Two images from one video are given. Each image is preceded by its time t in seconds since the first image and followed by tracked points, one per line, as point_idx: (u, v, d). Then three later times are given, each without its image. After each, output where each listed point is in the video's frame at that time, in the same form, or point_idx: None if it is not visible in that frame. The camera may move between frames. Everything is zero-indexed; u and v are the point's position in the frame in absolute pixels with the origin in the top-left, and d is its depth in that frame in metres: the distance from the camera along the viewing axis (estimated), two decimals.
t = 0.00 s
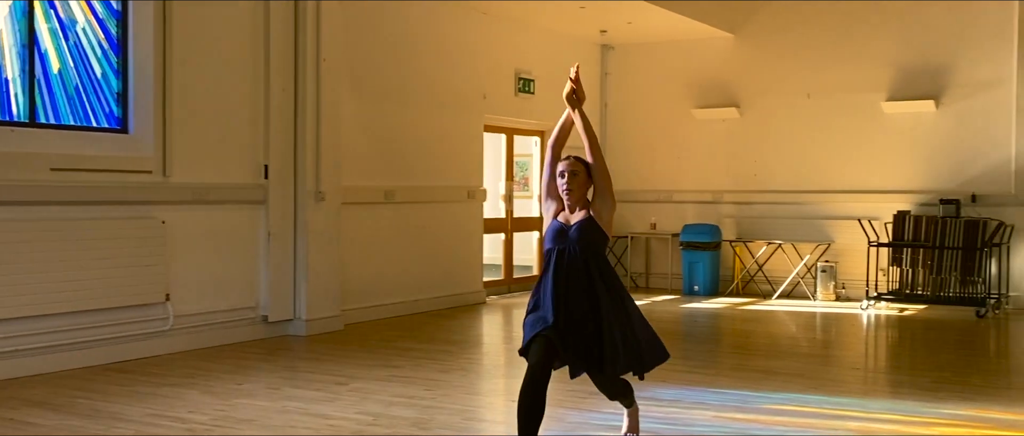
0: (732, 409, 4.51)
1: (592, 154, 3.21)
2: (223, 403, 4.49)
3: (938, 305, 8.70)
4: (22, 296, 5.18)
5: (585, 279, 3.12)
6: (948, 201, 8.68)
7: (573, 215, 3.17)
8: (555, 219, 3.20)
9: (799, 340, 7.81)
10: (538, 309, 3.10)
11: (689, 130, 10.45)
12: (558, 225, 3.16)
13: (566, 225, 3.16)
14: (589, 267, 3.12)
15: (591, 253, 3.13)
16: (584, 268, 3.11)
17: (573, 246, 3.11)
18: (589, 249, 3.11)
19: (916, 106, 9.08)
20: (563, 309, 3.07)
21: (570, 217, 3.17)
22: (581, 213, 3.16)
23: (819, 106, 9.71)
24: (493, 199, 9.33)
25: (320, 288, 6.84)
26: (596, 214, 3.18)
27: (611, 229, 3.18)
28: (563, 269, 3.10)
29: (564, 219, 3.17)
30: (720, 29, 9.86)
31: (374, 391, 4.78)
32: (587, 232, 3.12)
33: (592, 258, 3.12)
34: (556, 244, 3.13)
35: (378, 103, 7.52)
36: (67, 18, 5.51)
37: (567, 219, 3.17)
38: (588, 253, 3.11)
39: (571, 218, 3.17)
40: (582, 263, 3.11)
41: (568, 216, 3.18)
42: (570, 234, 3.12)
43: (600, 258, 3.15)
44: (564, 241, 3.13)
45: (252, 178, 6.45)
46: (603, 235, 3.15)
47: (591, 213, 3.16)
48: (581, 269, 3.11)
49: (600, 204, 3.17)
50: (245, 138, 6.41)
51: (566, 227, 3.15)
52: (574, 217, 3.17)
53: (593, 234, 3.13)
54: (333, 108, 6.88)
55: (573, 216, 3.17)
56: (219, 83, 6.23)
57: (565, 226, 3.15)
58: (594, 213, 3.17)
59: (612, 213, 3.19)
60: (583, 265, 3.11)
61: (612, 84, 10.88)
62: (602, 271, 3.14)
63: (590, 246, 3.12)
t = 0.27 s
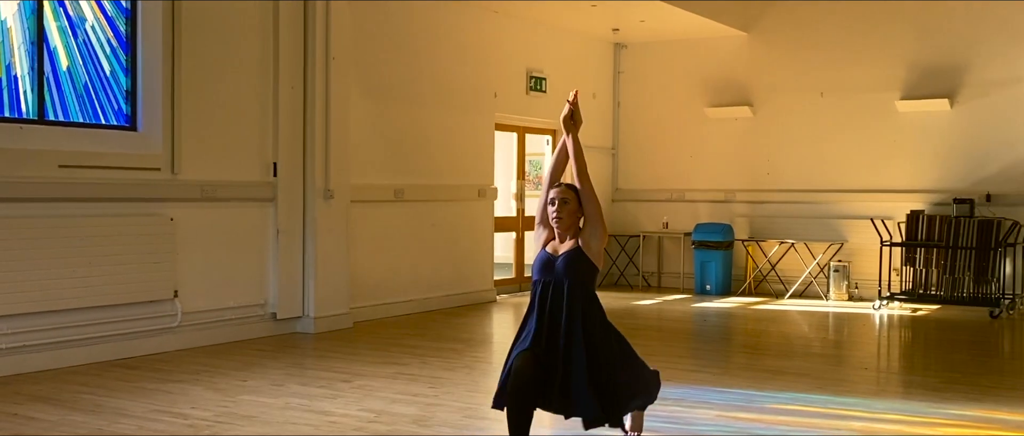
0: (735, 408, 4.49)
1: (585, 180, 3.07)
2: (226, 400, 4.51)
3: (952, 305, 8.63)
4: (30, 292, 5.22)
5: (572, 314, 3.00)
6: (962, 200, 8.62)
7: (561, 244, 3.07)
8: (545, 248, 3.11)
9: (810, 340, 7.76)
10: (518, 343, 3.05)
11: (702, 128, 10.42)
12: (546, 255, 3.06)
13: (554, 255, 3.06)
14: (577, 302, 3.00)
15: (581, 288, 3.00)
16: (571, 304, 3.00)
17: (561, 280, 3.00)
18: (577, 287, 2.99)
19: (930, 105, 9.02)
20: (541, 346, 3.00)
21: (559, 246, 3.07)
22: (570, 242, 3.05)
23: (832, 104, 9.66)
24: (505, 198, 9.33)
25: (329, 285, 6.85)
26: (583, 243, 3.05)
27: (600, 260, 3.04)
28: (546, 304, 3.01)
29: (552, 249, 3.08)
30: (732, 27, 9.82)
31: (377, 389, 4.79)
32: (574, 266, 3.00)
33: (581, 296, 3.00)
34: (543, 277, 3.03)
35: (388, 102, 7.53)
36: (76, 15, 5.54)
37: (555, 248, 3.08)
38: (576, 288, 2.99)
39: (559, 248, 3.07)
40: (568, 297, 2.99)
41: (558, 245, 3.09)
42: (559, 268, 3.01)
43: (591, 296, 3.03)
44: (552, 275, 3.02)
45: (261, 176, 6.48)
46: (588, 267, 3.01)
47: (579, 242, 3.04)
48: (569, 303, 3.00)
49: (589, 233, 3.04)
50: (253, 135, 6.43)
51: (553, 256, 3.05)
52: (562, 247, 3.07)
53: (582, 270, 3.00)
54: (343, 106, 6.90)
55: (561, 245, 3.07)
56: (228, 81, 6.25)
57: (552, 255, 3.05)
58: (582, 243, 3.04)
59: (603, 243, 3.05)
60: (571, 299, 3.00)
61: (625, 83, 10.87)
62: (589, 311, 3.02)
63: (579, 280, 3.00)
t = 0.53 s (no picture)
0: (730, 409, 4.45)
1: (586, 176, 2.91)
2: (217, 399, 4.48)
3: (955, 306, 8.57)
4: (24, 289, 5.20)
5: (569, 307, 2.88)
6: (965, 200, 8.57)
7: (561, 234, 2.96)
8: (545, 237, 3.00)
9: (811, 341, 7.70)
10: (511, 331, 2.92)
11: (705, 128, 10.37)
12: (546, 245, 2.94)
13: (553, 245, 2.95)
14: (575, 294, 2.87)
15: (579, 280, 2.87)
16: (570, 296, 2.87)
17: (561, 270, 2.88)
18: (575, 278, 2.87)
19: (934, 104, 8.95)
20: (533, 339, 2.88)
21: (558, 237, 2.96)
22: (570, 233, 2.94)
23: (836, 103, 9.59)
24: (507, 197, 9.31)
25: (327, 284, 6.83)
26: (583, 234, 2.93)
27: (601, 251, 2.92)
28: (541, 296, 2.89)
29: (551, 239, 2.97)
30: (735, 25, 9.76)
31: (369, 388, 4.75)
32: (574, 258, 2.88)
33: (579, 287, 2.86)
34: (542, 266, 2.92)
35: (387, 100, 7.50)
36: (72, 13, 5.54)
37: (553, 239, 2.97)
38: (576, 279, 2.87)
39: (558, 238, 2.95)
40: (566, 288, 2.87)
41: (557, 235, 2.97)
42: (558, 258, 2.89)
43: (589, 287, 2.90)
44: (552, 264, 2.90)
45: (258, 174, 6.46)
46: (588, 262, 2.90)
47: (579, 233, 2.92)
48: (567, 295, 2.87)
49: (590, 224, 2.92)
50: (251, 133, 6.41)
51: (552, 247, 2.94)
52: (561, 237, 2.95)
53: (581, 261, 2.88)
54: (341, 104, 6.87)
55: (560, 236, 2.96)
56: (225, 78, 6.23)
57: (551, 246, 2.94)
58: (583, 234, 2.92)
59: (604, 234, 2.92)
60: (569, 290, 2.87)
61: (628, 81, 10.82)
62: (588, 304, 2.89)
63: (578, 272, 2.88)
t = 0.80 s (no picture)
0: (719, 409, 4.42)
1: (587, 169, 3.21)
2: (202, 398, 4.45)
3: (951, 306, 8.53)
4: (11, 287, 5.17)
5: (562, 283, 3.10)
6: (962, 200, 8.52)
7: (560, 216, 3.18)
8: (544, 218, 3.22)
9: (806, 341, 7.67)
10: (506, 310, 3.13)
11: (701, 126, 10.33)
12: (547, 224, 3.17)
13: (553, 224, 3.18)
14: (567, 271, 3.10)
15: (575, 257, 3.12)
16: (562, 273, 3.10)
17: (558, 249, 3.11)
18: (570, 258, 3.10)
19: (931, 103, 8.91)
20: (528, 317, 3.08)
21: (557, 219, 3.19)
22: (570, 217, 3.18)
23: (833, 102, 9.55)
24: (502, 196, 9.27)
25: (318, 282, 6.79)
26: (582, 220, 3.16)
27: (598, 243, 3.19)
28: (539, 277, 3.11)
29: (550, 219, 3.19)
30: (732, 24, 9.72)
31: (356, 388, 4.72)
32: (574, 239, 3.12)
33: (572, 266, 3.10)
34: (539, 246, 3.14)
35: (380, 98, 7.47)
36: (61, 9, 5.50)
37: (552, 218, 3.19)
38: (570, 257, 3.10)
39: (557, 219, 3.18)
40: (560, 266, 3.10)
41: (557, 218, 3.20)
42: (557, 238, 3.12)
43: (582, 266, 3.13)
44: (549, 244, 3.13)
45: (249, 172, 6.42)
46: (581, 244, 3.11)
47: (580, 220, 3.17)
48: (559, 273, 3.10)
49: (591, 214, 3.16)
50: (242, 131, 6.38)
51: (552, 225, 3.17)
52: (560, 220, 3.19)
53: (580, 241, 3.12)
54: (333, 101, 6.84)
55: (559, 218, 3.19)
56: (215, 76, 6.20)
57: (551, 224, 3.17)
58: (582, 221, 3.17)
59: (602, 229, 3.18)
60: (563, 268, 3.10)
61: (624, 80, 10.79)
62: (582, 283, 3.11)
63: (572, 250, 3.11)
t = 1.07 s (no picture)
0: (705, 409, 4.39)
1: (585, 210, 3.30)
2: (184, 398, 4.42)
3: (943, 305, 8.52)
4: None
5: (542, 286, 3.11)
6: (954, 199, 8.51)
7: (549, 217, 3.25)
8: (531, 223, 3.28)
9: (797, 341, 7.64)
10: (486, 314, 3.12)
11: (694, 125, 10.30)
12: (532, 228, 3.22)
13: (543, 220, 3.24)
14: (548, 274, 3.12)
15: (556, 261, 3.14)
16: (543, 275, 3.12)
17: (538, 252, 3.13)
18: (550, 261, 3.13)
19: (924, 102, 8.89)
20: (509, 321, 3.08)
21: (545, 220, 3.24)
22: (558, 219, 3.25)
23: (825, 102, 9.53)
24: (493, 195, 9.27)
25: (306, 282, 6.76)
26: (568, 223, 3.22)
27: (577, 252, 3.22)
28: (519, 280, 3.12)
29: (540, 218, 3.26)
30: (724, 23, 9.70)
31: (341, 388, 4.69)
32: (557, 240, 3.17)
33: (552, 269, 3.12)
34: (520, 251, 3.16)
35: (370, 97, 7.44)
36: (47, 7, 5.46)
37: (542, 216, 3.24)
38: (551, 260, 3.13)
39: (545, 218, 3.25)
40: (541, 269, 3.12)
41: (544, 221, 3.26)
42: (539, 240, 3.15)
43: (563, 270, 3.15)
44: (529, 248, 3.15)
45: (236, 171, 6.39)
46: (549, 232, 3.09)
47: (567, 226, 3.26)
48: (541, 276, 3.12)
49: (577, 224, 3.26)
50: (230, 129, 6.35)
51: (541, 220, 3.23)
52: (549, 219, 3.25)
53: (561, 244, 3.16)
54: (322, 100, 6.80)
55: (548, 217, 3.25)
56: (202, 73, 6.17)
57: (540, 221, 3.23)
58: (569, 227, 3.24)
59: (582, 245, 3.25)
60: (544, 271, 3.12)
61: (617, 79, 10.76)
62: (562, 286, 3.13)
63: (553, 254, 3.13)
